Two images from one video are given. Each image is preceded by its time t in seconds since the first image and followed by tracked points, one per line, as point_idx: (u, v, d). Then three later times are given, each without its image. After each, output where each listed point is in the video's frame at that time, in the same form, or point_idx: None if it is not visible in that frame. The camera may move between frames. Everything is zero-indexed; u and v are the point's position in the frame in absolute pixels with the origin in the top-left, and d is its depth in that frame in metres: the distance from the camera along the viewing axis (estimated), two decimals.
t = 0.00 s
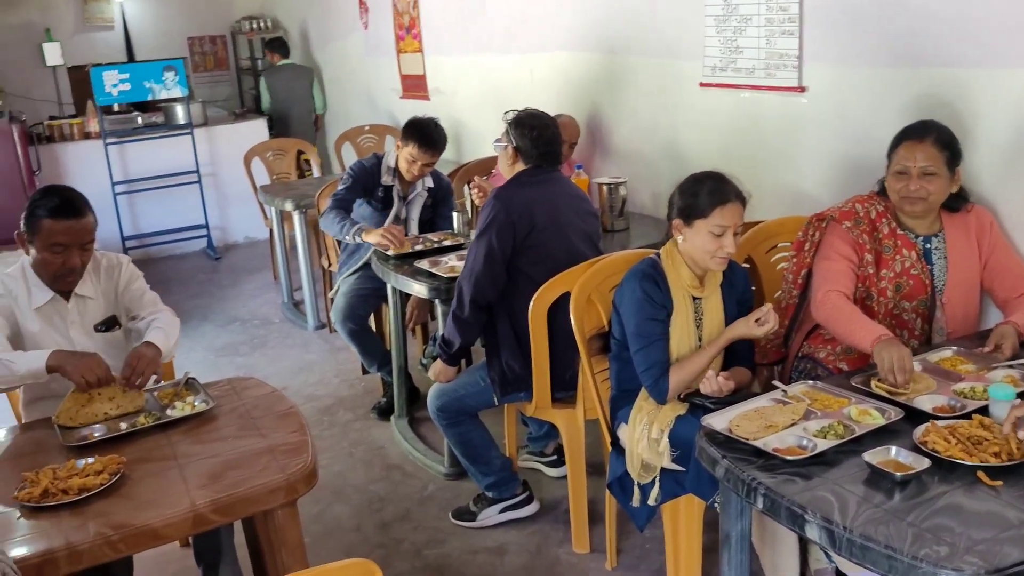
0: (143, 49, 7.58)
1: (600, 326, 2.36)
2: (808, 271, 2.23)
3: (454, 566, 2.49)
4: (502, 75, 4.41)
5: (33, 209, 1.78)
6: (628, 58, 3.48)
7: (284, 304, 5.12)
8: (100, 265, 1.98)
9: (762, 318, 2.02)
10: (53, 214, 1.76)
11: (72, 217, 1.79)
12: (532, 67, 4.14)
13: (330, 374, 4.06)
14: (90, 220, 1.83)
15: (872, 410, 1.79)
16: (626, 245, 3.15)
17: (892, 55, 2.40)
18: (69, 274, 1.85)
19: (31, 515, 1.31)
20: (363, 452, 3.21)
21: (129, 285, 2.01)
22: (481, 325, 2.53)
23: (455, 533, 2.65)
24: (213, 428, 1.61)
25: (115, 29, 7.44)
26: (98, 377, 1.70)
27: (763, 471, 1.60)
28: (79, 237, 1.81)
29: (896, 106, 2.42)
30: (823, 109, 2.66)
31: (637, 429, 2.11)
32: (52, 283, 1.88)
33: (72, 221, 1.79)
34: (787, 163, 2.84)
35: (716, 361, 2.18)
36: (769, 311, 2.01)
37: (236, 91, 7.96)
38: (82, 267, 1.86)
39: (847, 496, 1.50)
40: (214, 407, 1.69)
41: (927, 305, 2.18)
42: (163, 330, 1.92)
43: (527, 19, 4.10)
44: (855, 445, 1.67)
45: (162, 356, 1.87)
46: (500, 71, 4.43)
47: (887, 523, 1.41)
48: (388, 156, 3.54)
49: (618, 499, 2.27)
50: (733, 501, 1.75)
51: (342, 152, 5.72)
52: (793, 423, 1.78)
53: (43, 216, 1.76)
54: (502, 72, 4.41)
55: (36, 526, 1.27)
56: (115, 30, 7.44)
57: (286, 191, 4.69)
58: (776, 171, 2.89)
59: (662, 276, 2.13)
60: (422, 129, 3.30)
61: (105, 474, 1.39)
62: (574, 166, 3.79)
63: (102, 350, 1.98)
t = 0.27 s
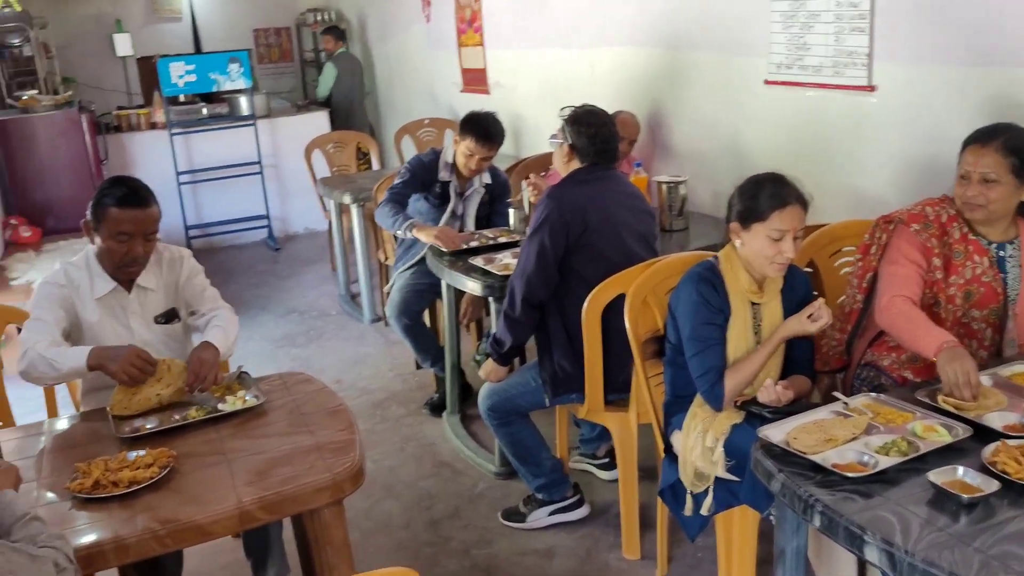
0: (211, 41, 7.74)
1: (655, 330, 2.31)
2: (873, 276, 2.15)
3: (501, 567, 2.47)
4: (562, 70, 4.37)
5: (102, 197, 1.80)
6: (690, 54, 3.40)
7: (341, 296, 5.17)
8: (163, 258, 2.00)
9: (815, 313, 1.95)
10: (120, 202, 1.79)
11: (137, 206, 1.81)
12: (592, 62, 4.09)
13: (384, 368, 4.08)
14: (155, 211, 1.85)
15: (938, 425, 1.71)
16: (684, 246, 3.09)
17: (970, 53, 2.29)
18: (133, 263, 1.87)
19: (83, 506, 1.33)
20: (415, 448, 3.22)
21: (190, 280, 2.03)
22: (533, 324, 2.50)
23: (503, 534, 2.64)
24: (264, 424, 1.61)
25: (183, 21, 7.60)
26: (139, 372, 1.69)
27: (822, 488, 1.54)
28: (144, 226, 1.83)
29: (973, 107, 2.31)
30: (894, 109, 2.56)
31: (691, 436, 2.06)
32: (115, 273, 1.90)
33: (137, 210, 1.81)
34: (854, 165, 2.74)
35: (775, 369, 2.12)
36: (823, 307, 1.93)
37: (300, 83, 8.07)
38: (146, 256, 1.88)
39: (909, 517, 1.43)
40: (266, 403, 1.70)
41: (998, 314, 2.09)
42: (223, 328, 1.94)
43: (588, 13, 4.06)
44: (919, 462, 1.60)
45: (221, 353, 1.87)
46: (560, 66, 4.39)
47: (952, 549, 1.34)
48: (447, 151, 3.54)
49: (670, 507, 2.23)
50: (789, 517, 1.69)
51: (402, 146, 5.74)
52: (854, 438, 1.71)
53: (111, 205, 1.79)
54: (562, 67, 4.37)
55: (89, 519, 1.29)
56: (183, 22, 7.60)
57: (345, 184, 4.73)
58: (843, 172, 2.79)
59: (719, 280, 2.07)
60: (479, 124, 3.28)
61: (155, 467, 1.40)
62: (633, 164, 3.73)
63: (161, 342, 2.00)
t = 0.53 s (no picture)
0: (286, 37, 7.88)
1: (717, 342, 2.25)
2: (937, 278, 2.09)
3: None
4: (632, 69, 4.30)
5: (166, 197, 1.84)
6: (763, 56, 3.31)
7: (405, 293, 5.21)
8: (224, 259, 2.03)
9: (861, 303, 1.88)
10: (183, 204, 1.82)
11: (200, 207, 1.83)
12: (662, 62, 4.02)
13: (445, 367, 4.10)
14: (217, 211, 1.87)
15: (1013, 458, 1.62)
16: (752, 254, 3.00)
17: None
18: (194, 263, 1.90)
19: (137, 508, 1.35)
20: (472, 451, 3.22)
21: (250, 282, 2.06)
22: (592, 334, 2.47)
23: (557, 543, 2.61)
24: (318, 428, 1.62)
25: (259, 17, 7.75)
26: (189, 381, 1.70)
27: (885, 520, 1.46)
28: (207, 227, 1.86)
29: None
30: (977, 118, 2.43)
31: (751, 455, 1.99)
32: (177, 273, 1.94)
33: (201, 211, 1.83)
34: (932, 175, 2.62)
35: (841, 388, 2.02)
36: (867, 293, 1.86)
37: (372, 78, 8.16)
38: (207, 257, 1.91)
39: (978, 556, 1.34)
40: (320, 407, 1.71)
41: None
42: (280, 331, 1.97)
43: (659, 13, 3.98)
44: (992, 497, 1.51)
45: (275, 355, 1.91)
46: (630, 66, 4.32)
47: None
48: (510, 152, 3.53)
49: (728, 525, 2.16)
50: (850, 547, 1.62)
51: (469, 143, 5.75)
52: (922, 467, 1.62)
53: (174, 205, 1.82)
54: (632, 66, 4.30)
55: (142, 521, 1.31)
56: (259, 17, 7.75)
57: (411, 181, 4.76)
58: (921, 182, 2.67)
59: (784, 293, 2.00)
60: (542, 123, 3.25)
61: (208, 471, 1.42)
62: (701, 168, 3.64)
63: (221, 342, 2.02)
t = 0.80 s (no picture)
0: (370, 21, 7.97)
1: (793, 339, 2.17)
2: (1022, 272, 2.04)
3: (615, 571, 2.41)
4: (715, 55, 4.18)
5: (238, 178, 1.87)
6: (850, 42, 3.17)
7: (479, 278, 5.21)
8: (294, 240, 2.05)
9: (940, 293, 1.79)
10: (254, 184, 1.84)
11: (270, 189, 1.86)
12: (745, 47, 3.89)
13: (515, 354, 4.09)
14: (287, 193, 1.89)
15: None
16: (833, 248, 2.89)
17: None
18: (263, 245, 1.92)
19: (200, 483, 1.38)
20: (539, 439, 3.20)
21: (319, 264, 2.07)
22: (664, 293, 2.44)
23: (621, 536, 2.58)
24: (380, 411, 1.62)
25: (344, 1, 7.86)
26: (245, 368, 1.73)
27: (961, 531, 1.37)
28: (277, 209, 1.88)
29: None
30: None
31: (822, 456, 1.92)
32: (247, 253, 1.96)
33: (271, 192, 1.86)
34: None
35: (922, 389, 1.91)
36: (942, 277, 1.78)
37: (453, 63, 8.19)
38: (275, 240, 1.92)
39: None
40: (383, 390, 1.71)
41: None
42: (345, 314, 1.98)
43: None
44: None
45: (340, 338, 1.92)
46: (712, 51, 4.20)
47: None
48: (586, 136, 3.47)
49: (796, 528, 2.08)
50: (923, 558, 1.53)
51: (547, 128, 5.70)
52: (1004, 477, 1.52)
53: (246, 185, 1.85)
54: (714, 52, 4.18)
55: (203, 496, 1.34)
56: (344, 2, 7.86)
57: (488, 166, 4.75)
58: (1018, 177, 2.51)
59: (863, 289, 1.90)
60: (621, 104, 3.19)
61: (270, 449, 1.44)
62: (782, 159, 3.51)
63: (290, 322, 2.06)
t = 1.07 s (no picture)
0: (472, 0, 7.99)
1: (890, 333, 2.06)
2: None
3: (694, 562, 2.37)
4: (822, 35, 4.00)
5: (326, 153, 1.90)
6: (967, 23, 2.98)
7: (570, 260, 5.18)
8: (381, 216, 2.08)
9: None
10: (341, 160, 1.88)
11: (356, 166, 1.88)
12: (854, 27, 3.71)
13: (602, 338, 4.04)
14: (373, 170, 1.91)
15: None
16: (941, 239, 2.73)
17: None
18: (348, 220, 1.96)
19: (280, 452, 1.42)
20: (623, 424, 3.16)
21: (405, 241, 2.09)
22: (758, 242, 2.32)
23: (702, 527, 2.53)
24: (458, 390, 1.63)
25: None
26: (324, 339, 1.75)
27: None
28: (362, 185, 1.91)
29: None
30: None
31: (915, 457, 1.82)
32: (333, 228, 2.00)
33: (356, 169, 1.88)
34: None
35: None
36: None
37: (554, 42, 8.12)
38: (360, 215, 1.96)
39: None
40: (462, 368, 1.72)
41: None
42: (426, 291, 1.99)
43: None
44: None
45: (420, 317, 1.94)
46: (820, 31, 4.02)
47: None
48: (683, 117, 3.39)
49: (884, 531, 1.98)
50: None
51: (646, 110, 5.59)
52: None
53: (333, 161, 1.88)
54: (822, 31, 4.00)
55: (281, 465, 1.38)
56: None
57: (583, 147, 4.70)
58: None
59: (966, 283, 1.78)
60: (716, 84, 3.08)
61: (348, 422, 1.47)
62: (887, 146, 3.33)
63: (374, 298, 2.09)
